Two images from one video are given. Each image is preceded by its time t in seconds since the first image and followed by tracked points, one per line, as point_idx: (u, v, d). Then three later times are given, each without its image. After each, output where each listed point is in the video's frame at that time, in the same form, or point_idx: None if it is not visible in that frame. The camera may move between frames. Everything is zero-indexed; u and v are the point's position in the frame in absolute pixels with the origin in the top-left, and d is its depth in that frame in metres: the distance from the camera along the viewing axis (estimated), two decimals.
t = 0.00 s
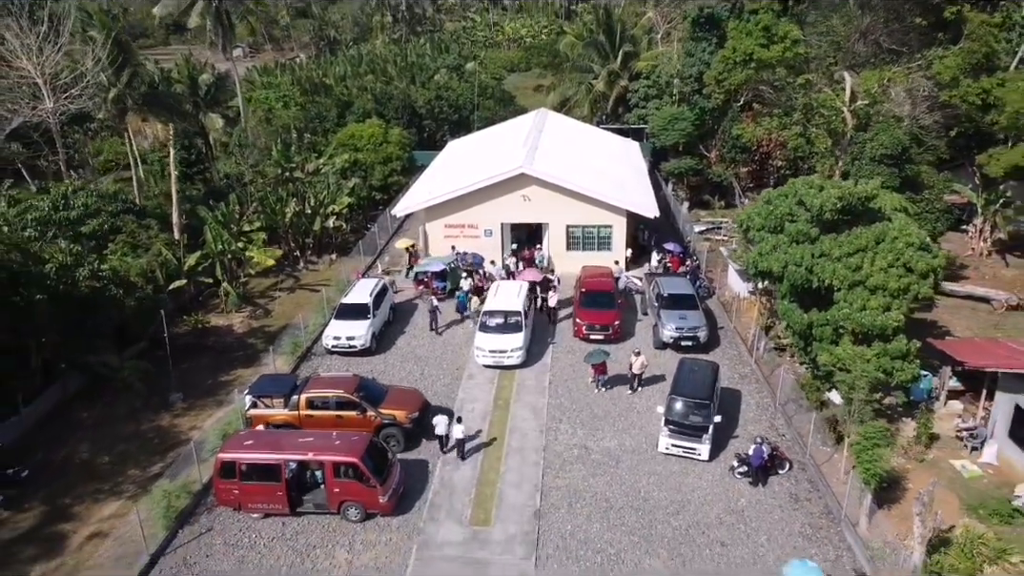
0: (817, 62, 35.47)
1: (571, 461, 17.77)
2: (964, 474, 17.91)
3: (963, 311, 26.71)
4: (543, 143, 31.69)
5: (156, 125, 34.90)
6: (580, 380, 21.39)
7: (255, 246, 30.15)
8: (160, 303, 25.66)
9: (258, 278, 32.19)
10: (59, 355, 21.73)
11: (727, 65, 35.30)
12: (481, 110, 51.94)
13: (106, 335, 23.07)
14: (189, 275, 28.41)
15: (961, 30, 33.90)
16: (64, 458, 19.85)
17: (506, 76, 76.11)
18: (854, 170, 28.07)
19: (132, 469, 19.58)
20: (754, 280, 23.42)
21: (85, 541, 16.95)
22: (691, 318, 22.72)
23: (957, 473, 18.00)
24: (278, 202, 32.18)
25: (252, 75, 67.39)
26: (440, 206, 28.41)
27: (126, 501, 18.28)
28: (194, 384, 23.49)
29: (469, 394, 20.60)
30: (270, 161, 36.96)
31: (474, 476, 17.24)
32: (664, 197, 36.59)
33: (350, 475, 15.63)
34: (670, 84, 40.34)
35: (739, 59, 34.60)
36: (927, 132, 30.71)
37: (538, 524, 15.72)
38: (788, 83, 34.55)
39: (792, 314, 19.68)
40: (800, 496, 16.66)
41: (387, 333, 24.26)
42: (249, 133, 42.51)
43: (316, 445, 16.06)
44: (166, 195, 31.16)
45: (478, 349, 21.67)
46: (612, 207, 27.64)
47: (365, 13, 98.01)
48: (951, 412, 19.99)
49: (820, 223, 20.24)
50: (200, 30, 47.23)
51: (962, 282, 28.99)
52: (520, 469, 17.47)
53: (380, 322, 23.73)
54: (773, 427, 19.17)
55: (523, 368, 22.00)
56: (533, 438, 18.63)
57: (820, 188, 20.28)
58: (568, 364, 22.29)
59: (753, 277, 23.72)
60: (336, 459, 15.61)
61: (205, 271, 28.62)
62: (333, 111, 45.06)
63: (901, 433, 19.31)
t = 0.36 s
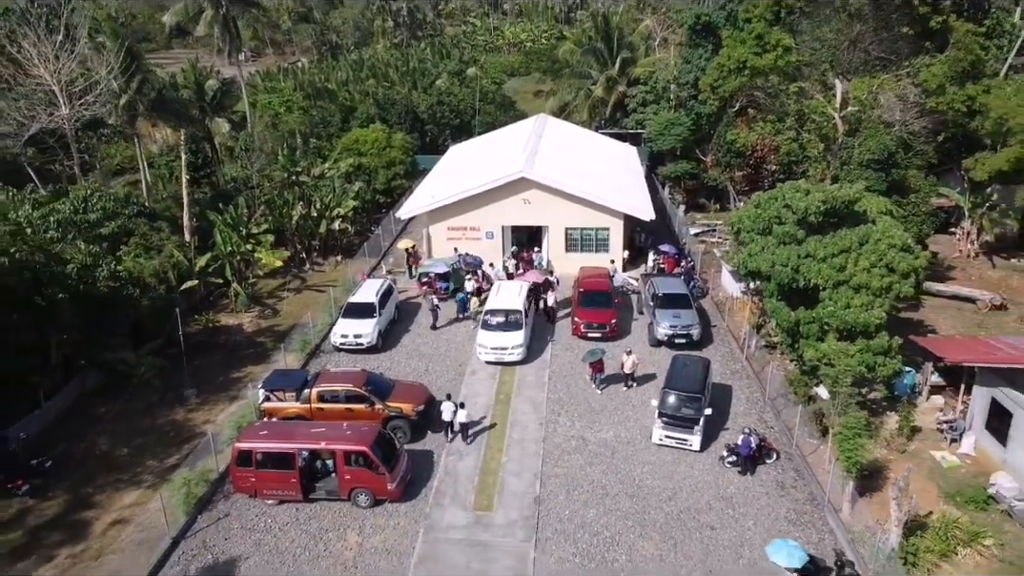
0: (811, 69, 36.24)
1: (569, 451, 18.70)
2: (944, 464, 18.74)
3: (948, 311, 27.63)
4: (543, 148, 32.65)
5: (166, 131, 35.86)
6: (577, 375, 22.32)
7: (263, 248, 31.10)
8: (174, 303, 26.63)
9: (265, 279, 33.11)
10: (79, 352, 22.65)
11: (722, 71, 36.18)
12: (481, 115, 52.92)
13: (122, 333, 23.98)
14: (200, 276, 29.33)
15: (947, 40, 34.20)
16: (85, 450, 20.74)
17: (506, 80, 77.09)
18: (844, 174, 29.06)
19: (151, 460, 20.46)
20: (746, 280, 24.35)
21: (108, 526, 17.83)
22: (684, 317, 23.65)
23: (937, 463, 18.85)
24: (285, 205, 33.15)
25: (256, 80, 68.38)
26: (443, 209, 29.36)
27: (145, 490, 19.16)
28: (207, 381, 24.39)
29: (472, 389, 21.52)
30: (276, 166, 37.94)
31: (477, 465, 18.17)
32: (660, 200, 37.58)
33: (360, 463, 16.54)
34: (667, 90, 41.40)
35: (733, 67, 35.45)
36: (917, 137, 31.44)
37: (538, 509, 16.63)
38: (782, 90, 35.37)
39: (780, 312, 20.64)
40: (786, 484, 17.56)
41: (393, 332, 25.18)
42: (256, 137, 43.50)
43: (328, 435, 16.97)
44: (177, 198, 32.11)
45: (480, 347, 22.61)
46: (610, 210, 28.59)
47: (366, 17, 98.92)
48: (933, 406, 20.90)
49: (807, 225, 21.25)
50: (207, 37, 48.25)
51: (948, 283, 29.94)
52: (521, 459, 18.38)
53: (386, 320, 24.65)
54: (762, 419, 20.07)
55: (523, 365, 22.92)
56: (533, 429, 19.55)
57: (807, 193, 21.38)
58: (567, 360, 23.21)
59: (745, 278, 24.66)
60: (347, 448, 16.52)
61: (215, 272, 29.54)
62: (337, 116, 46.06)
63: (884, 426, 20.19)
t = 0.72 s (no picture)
0: (804, 74, 36.79)
1: (566, 441, 19.69)
2: (923, 454, 19.67)
3: (933, 310, 28.65)
4: (542, 153, 33.68)
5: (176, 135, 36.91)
6: (575, 371, 23.30)
7: (271, 249, 32.12)
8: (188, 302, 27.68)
9: (273, 280, 34.13)
10: (97, 348, 23.63)
11: (716, 78, 37.14)
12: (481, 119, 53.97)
13: (138, 330, 24.97)
14: (210, 276, 30.35)
15: (933, 49, 35.44)
16: (105, 441, 21.70)
17: (506, 84, 78.17)
18: (832, 178, 30.07)
19: (168, 451, 21.43)
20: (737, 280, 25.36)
21: (129, 511, 18.81)
22: (678, 315, 24.65)
23: (917, 453, 19.80)
24: (292, 208, 34.19)
25: (260, 84, 69.49)
26: (445, 212, 30.37)
27: (163, 478, 20.15)
28: (219, 376, 25.39)
29: (474, 383, 22.51)
30: (283, 169, 39.00)
31: (479, 454, 19.16)
32: (656, 203, 38.64)
33: (369, 451, 17.51)
34: (664, 96, 42.53)
35: (726, 74, 36.43)
36: (904, 142, 33.02)
37: (537, 495, 17.60)
38: (775, 96, 36.26)
39: (768, 310, 21.68)
40: (772, 472, 18.53)
41: (397, 329, 26.15)
42: (263, 142, 44.58)
43: (339, 425, 17.96)
44: (188, 201, 33.13)
45: (482, 343, 23.59)
46: (607, 214, 29.62)
47: (366, 22, 99.99)
48: (914, 400, 21.91)
49: (793, 227, 22.32)
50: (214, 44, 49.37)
51: (934, 283, 30.99)
52: (521, 448, 19.37)
53: (391, 318, 25.61)
54: (751, 412, 21.06)
55: (523, 361, 23.90)
56: (533, 421, 20.56)
57: (792, 196, 22.52)
58: (565, 357, 24.22)
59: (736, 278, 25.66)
60: (357, 436, 17.50)
61: (225, 272, 30.54)
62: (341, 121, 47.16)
63: (867, 418, 21.16)
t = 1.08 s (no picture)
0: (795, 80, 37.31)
1: (565, 433, 20.73)
2: (904, 447, 20.69)
3: (919, 311, 29.73)
4: (542, 159, 34.78)
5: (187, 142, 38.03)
6: (573, 368, 24.35)
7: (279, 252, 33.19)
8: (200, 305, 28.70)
9: (281, 282, 35.19)
10: (116, 347, 24.66)
11: (711, 87, 38.31)
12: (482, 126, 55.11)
13: (154, 329, 26.00)
14: (221, 278, 31.42)
15: (919, 59, 36.53)
16: (125, 435, 22.71)
17: (506, 90, 79.39)
18: (821, 183, 31.19)
19: (185, 444, 22.41)
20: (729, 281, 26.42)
21: (150, 499, 19.82)
22: (672, 315, 25.71)
23: (898, 446, 20.81)
24: (300, 212, 35.28)
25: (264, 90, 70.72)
26: (448, 216, 31.44)
27: (182, 469, 21.17)
28: (232, 373, 26.41)
29: (477, 379, 23.55)
30: (290, 175, 40.14)
31: (482, 445, 20.19)
32: (653, 207, 39.76)
33: (379, 441, 18.56)
34: (660, 103, 43.71)
35: (719, 83, 37.60)
36: (892, 148, 34.31)
37: (537, 483, 18.62)
38: (767, 104, 37.17)
39: (757, 309, 22.79)
40: (759, 462, 19.57)
41: (402, 329, 27.20)
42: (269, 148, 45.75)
43: (350, 416, 18.99)
44: (199, 205, 34.22)
45: (484, 342, 24.63)
46: (604, 217, 30.69)
47: (367, 28, 101.22)
48: (897, 396, 22.98)
49: (781, 230, 23.45)
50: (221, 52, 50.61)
51: (921, 286, 32.09)
52: (522, 440, 20.41)
53: (396, 319, 26.64)
54: (740, 406, 22.09)
55: (523, 359, 24.94)
56: (533, 414, 21.61)
57: (780, 201, 23.67)
58: (563, 355, 25.28)
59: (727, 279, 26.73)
60: (367, 428, 18.53)
61: (235, 274, 31.60)
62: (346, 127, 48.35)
63: (852, 413, 22.19)
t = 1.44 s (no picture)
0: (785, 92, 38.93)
1: (563, 429, 21.78)
2: (886, 441, 21.72)
3: (906, 314, 30.80)
4: (541, 167, 35.92)
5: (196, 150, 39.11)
6: (571, 368, 25.42)
7: (287, 257, 34.33)
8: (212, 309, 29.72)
9: (288, 286, 36.28)
10: (134, 347, 25.72)
11: (705, 98, 39.65)
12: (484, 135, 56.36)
13: (170, 331, 27.08)
14: (232, 282, 32.50)
15: (906, 71, 38.07)
16: (143, 431, 23.73)
17: (506, 99, 80.71)
18: (811, 190, 32.33)
19: (200, 439, 23.42)
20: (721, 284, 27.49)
21: (169, 491, 20.83)
22: (667, 317, 26.78)
23: (881, 441, 21.83)
24: (307, 218, 36.41)
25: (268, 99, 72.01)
26: (451, 223, 32.55)
27: (198, 463, 22.16)
28: (243, 373, 27.45)
29: (479, 379, 24.60)
30: (297, 182, 41.32)
31: (485, 439, 21.25)
32: (649, 214, 40.91)
33: (387, 435, 19.60)
34: (657, 113, 44.99)
35: (713, 94, 38.87)
36: (881, 157, 35.47)
37: (537, 475, 19.65)
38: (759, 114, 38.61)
39: (747, 312, 23.95)
40: (748, 455, 20.59)
41: (407, 331, 28.25)
42: (276, 156, 46.97)
43: (360, 412, 20.04)
44: (209, 211, 35.33)
45: (487, 343, 25.69)
46: (601, 224, 31.80)
47: (369, 37, 102.70)
48: (881, 394, 24.04)
49: (769, 236, 24.63)
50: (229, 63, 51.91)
51: (909, 290, 33.16)
52: (523, 435, 21.46)
53: (401, 321, 27.69)
54: (731, 403, 23.12)
55: (524, 359, 26.00)
56: (533, 411, 22.68)
57: (769, 208, 24.86)
58: (562, 355, 26.35)
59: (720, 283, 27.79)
60: (376, 422, 19.57)
61: (245, 279, 32.69)
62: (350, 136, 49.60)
63: (838, 410, 23.22)
